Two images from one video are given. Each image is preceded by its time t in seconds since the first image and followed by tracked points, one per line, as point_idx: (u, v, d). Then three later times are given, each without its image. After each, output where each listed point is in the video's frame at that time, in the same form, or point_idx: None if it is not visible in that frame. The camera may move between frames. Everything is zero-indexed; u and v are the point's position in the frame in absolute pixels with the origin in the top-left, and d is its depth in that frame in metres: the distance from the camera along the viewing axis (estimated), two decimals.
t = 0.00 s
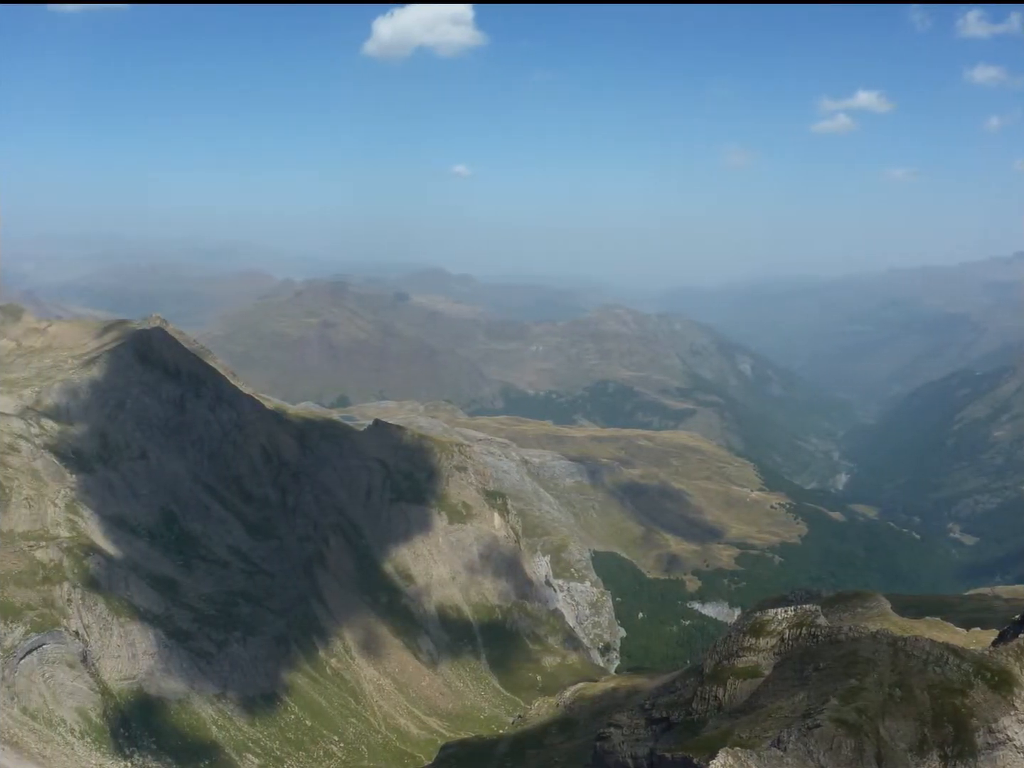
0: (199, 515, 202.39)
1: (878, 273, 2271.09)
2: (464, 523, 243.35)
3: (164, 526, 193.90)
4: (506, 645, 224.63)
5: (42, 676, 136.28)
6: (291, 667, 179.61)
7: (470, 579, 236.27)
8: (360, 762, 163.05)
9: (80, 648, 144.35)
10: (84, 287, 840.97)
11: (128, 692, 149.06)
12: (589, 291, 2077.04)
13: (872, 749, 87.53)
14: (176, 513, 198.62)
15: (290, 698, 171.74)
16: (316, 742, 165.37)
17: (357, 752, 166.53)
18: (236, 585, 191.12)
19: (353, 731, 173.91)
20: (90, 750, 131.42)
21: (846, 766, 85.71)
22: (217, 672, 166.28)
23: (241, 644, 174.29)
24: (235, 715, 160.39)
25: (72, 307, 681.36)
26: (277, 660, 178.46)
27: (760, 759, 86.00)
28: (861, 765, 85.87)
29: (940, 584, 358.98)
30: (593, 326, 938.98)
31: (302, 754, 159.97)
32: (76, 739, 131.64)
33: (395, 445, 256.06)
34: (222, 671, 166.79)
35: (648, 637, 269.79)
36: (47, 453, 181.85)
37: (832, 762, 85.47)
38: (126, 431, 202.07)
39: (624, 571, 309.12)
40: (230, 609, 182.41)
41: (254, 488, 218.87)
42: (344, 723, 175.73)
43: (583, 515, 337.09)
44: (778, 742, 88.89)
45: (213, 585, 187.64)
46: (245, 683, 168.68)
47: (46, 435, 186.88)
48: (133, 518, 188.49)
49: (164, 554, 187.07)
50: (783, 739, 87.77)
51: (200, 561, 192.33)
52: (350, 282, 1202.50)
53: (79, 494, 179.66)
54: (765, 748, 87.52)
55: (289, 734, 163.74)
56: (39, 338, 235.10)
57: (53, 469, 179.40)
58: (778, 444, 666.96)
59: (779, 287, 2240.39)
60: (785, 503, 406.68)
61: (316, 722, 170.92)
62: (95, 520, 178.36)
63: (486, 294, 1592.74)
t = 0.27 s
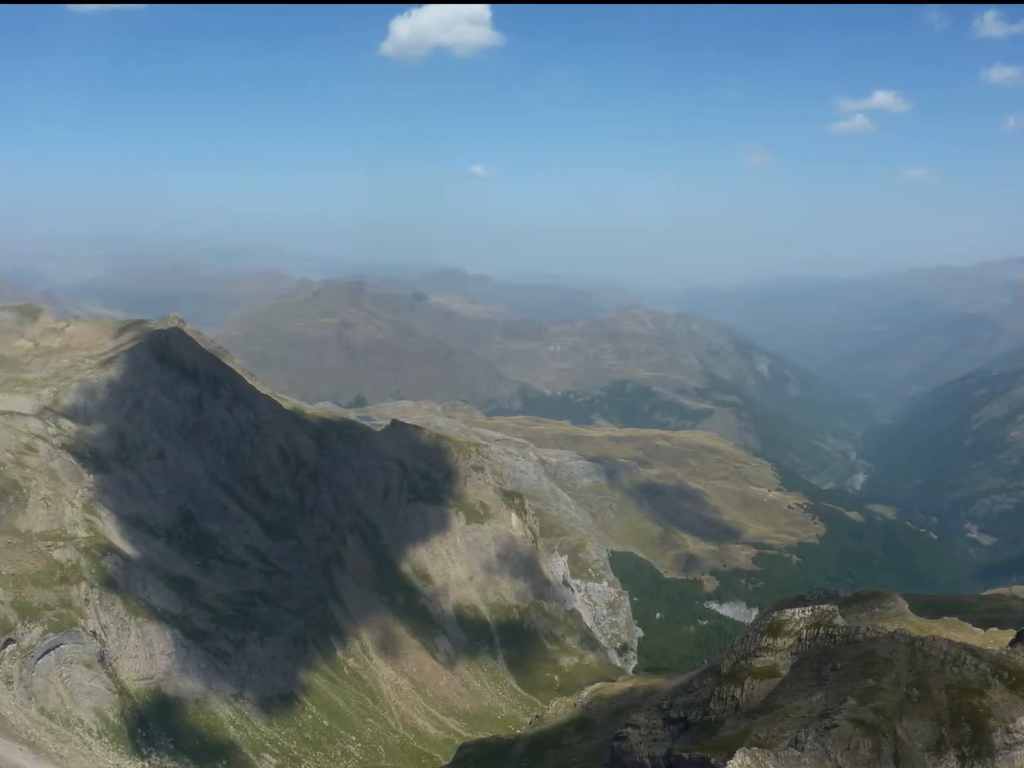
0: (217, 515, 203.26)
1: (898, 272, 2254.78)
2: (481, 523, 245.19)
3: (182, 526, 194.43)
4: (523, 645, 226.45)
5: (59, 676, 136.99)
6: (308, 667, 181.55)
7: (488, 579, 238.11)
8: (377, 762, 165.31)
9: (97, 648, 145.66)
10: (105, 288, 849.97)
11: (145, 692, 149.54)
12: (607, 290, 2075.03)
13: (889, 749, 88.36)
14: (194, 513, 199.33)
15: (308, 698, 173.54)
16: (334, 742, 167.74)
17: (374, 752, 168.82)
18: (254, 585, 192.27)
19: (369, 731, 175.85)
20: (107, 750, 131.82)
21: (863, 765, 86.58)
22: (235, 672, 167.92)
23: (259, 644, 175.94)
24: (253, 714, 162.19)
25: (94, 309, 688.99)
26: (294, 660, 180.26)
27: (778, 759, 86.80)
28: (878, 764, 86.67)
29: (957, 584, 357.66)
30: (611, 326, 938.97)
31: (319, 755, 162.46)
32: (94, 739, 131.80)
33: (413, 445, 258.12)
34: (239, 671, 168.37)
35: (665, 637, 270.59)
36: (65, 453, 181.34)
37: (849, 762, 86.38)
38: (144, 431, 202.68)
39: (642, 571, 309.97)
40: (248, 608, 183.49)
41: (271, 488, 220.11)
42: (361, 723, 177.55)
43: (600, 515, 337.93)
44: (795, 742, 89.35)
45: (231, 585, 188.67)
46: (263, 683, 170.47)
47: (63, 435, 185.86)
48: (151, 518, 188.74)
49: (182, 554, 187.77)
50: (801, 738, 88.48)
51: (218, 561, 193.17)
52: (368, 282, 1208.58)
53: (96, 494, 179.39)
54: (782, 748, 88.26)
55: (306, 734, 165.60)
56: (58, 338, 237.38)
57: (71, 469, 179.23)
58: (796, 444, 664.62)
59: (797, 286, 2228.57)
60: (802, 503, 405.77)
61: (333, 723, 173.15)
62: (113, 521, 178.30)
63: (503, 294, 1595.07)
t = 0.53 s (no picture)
0: (235, 515, 205.82)
1: (918, 271, 2238.19)
2: (499, 523, 247.28)
3: (200, 526, 197.09)
4: (540, 646, 228.46)
5: (77, 676, 137.13)
6: (325, 667, 183.69)
7: (505, 580, 240.14)
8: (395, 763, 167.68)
9: (115, 648, 147.00)
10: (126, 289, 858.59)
11: (164, 692, 151.10)
12: (625, 291, 2072.36)
13: (907, 749, 89.07)
14: (211, 514, 201.93)
15: (325, 698, 175.63)
16: (351, 742, 169.68)
17: (392, 752, 171.38)
18: (272, 585, 194.59)
19: (387, 732, 177.65)
20: (126, 751, 130.91)
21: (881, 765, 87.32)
22: (253, 672, 170.28)
23: (276, 644, 178.29)
24: (271, 715, 164.17)
25: (115, 309, 696.39)
26: (312, 660, 182.48)
27: (796, 758, 87.48)
28: (896, 763, 87.42)
29: (976, 584, 356.37)
30: (628, 326, 938.54)
31: (337, 755, 164.31)
32: (113, 739, 131.40)
33: (431, 445, 260.23)
34: (257, 671, 170.68)
35: (682, 637, 271.57)
36: (83, 453, 182.86)
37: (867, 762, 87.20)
38: (161, 431, 205.50)
39: (659, 571, 310.94)
40: (265, 608, 185.67)
41: (289, 489, 222.35)
42: (380, 723, 179.30)
43: (618, 515, 338.88)
44: (813, 742, 89.92)
45: (248, 585, 191.12)
46: (280, 684, 172.74)
47: (79, 435, 186.73)
48: (169, 518, 190.96)
49: (200, 554, 190.18)
50: (818, 738, 89.07)
51: (235, 561, 195.52)
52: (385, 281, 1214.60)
53: (114, 494, 181.59)
54: (800, 747, 88.89)
55: (324, 734, 167.57)
56: (75, 338, 240.54)
57: (89, 469, 180.89)
58: (814, 444, 662.18)
59: (816, 286, 2216.55)
60: (820, 503, 404.87)
61: (352, 723, 175.16)
62: (131, 520, 180.44)
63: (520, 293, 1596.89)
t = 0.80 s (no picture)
0: (252, 515, 208.95)
1: (938, 271, 2220.77)
2: (516, 523, 249.03)
3: (217, 526, 200.14)
4: (557, 646, 230.13)
5: (95, 675, 140.47)
6: (343, 667, 186.33)
7: (523, 580, 241.95)
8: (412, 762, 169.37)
9: (132, 648, 149.97)
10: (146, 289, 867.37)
11: (181, 692, 154.07)
12: (642, 291, 2068.90)
13: (924, 750, 89.55)
14: (229, 513, 205.04)
15: (342, 698, 178.07)
16: (368, 742, 171.80)
17: (410, 752, 172.89)
18: (289, 585, 197.49)
19: (405, 731, 179.62)
20: (143, 751, 134.31)
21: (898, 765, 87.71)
22: (270, 672, 173.12)
23: (293, 644, 181.04)
24: (288, 715, 166.94)
25: (135, 309, 704.09)
26: (329, 660, 185.05)
27: (814, 758, 87.59)
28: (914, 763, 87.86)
29: (995, 585, 354.47)
30: (646, 326, 938.02)
31: (355, 755, 166.42)
32: (130, 739, 134.68)
33: (448, 445, 262.64)
34: (274, 671, 173.51)
35: (700, 638, 272.35)
36: (100, 453, 186.40)
37: (885, 762, 87.55)
38: (178, 431, 208.82)
39: (677, 571, 311.68)
40: (282, 608, 188.62)
41: (307, 488, 225.31)
42: (397, 723, 181.32)
43: (636, 515, 339.85)
44: (831, 742, 89.77)
45: (265, 585, 194.17)
46: (298, 684, 175.48)
47: (97, 435, 190.58)
48: (187, 518, 194.16)
49: (217, 554, 193.31)
50: (836, 738, 89.14)
51: (253, 561, 198.59)
52: (404, 281, 1219.72)
53: (132, 494, 184.70)
54: (818, 747, 88.88)
55: (341, 734, 169.92)
56: (92, 338, 245.01)
57: (106, 469, 184.38)
58: (832, 444, 659.55)
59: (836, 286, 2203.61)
60: (839, 503, 403.82)
61: (369, 723, 177.40)
62: (149, 520, 183.61)
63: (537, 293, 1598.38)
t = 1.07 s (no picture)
0: (270, 516, 211.98)
1: (958, 270, 2203.02)
2: (534, 523, 250.72)
3: (235, 526, 203.14)
4: (575, 647, 231.68)
5: (113, 676, 142.68)
6: (361, 668, 188.75)
7: (541, 580, 243.63)
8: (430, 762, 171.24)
9: (149, 648, 152.73)
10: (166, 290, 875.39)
11: (199, 692, 157.03)
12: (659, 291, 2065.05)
13: (942, 749, 90.28)
14: (247, 513, 208.07)
15: (360, 698, 180.51)
16: (386, 743, 173.83)
17: (428, 753, 174.67)
18: (307, 586, 200.21)
19: (423, 732, 181.68)
20: (161, 751, 137.31)
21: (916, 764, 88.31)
22: (289, 673, 175.84)
23: (311, 644, 183.71)
24: (306, 715, 169.62)
25: (154, 309, 710.74)
26: (347, 660, 187.57)
27: (832, 757, 88.00)
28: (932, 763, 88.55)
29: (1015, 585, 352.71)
30: (663, 326, 937.08)
31: (372, 755, 168.61)
32: (147, 739, 137.51)
33: (466, 445, 264.96)
34: (292, 671, 176.22)
35: (718, 638, 273.19)
36: (117, 453, 189.74)
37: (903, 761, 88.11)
38: (195, 432, 211.78)
39: (694, 571, 312.29)
40: (299, 609, 191.39)
41: (325, 489, 228.17)
42: (415, 724, 183.20)
43: (653, 515, 340.53)
44: (848, 742, 90.29)
45: (283, 585, 197.09)
46: (316, 684, 178.11)
47: (115, 435, 194.52)
48: (204, 518, 197.22)
49: (235, 554, 196.30)
50: (854, 738, 89.63)
51: (271, 561, 201.53)
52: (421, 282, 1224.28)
53: (149, 494, 187.57)
54: (836, 745, 89.45)
55: (359, 734, 172.19)
56: (109, 338, 249.58)
57: (123, 469, 187.39)
58: (851, 444, 656.99)
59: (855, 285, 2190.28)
60: (857, 503, 402.75)
61: (387, 723, 179.59)
62: (166, 520, 186.55)
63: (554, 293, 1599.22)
